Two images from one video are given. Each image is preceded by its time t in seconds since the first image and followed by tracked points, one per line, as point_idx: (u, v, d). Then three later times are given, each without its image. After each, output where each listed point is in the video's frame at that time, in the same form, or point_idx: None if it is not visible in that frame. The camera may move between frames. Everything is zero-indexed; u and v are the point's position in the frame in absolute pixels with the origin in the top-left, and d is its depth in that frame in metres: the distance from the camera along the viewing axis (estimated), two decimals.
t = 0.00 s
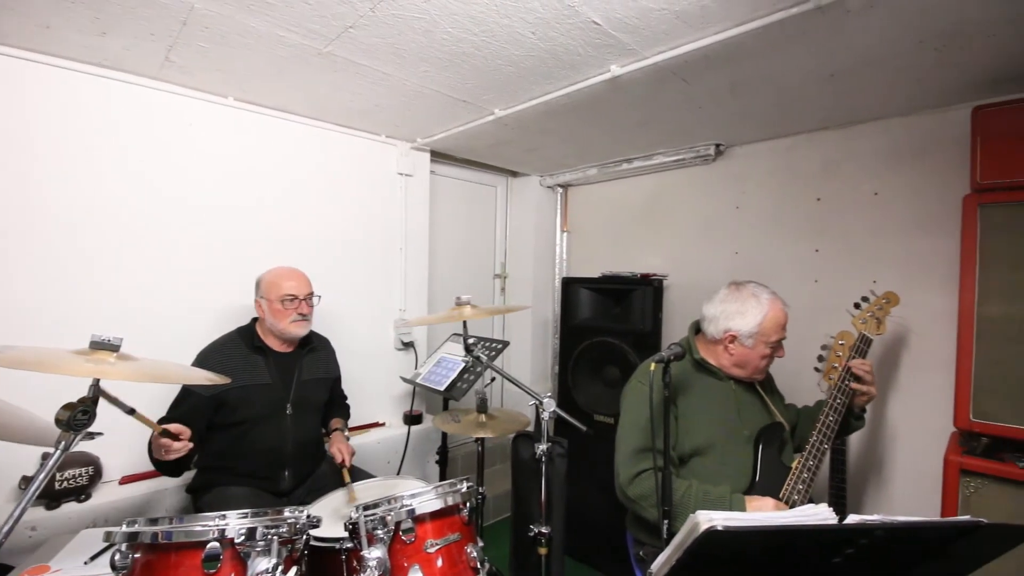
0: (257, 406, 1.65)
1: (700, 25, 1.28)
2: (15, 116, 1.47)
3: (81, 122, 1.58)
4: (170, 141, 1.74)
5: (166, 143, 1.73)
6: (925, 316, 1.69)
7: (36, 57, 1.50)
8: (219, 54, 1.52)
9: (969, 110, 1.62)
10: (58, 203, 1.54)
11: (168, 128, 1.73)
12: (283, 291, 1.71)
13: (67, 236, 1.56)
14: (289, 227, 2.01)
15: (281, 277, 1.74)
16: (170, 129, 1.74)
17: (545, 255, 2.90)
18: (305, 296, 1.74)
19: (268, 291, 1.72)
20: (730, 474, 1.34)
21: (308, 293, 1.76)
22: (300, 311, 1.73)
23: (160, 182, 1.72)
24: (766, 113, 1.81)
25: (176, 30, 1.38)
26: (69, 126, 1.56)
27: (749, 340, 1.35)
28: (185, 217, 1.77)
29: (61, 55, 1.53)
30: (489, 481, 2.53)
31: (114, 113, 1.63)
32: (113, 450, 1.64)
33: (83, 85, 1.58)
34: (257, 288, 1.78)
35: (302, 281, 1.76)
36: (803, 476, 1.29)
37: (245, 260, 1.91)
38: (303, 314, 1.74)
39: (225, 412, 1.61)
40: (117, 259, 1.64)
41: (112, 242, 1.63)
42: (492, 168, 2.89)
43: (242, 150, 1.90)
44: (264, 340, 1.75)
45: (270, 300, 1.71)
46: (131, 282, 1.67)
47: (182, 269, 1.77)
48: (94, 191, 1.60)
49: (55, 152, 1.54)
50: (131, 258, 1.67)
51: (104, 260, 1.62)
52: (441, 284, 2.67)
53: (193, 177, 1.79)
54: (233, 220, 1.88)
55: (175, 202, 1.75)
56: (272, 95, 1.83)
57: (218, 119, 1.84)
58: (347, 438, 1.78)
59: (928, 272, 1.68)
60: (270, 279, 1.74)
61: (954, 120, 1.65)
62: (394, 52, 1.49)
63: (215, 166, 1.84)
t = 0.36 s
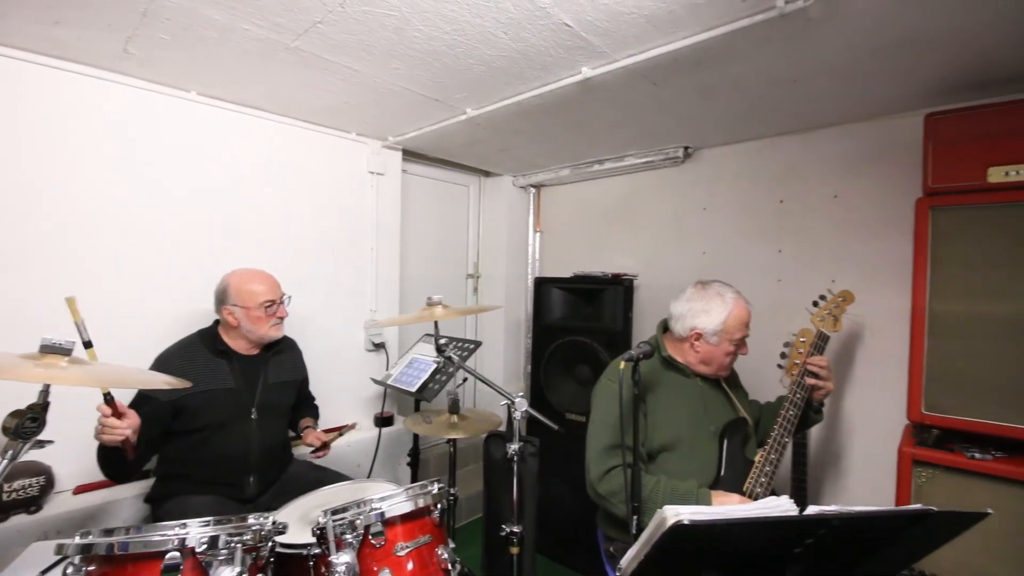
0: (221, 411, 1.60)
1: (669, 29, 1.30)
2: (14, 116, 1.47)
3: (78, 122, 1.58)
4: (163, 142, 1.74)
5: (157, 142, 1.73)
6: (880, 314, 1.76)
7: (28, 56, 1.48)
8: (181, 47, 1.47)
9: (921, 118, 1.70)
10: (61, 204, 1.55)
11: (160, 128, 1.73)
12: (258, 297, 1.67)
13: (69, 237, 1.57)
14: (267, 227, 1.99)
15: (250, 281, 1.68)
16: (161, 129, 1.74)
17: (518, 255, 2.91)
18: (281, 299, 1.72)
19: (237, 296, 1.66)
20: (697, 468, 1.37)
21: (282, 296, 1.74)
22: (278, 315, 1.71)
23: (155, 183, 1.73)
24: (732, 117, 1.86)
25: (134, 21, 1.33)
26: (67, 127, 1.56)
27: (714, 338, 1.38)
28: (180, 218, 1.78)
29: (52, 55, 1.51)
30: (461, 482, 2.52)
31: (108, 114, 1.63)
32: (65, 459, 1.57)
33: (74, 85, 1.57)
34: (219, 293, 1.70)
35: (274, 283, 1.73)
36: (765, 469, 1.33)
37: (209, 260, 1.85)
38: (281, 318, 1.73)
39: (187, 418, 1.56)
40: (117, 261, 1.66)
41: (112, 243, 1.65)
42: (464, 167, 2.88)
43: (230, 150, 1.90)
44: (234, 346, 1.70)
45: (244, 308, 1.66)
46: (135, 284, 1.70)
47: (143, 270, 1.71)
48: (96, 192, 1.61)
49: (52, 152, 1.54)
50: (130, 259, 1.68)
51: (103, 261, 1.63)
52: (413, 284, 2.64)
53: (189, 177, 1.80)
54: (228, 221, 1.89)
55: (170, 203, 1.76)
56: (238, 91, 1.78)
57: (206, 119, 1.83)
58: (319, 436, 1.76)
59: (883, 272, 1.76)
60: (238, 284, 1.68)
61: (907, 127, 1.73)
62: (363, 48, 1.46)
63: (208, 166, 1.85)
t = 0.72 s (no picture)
0: (180, 416, 1.55)
1: (635, 34, 1.33)
2: (14, 117, 1.48)
3: (75, 123, 1.59)
4: (152, 142, 1.74)
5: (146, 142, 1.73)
6: (834, 311, 1.84)
7: (21, 57, 1.48)
8: (135, 38, 1.41)
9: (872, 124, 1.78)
10: (64, 205, 1.57)
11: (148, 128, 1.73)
12: (202, 295, 1.60)
13: (68, 237, 1.58)
14: (239, 226, 1.96)
15: (203, 280, 1.63)
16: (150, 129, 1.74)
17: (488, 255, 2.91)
18: (227, 302, 1.63)
19: (188, 293, 1.61)
20: (663, 463, 1.40)
21: (231, 299, 1.65)
22: (220, 318, 1.62)
23: (149, 183, 1.74)
24: (697, 121, 1.91)
25: (83, 9, 1.27)
26: (65, 127, 1.57)
27: (678, 335, 1.42)
28: (173, 217, 1.79)
29: (43, 55, 1.51)
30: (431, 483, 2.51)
31: (100, 115, 1.64)
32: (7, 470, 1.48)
33: (66, 85, 1.57)
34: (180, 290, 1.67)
35: (225, 285, 1.65)
36: (727, 463, 1.37)
37: (167, 260, 1.78)
38: (224, 321, 1.63)
39: (142, 425, 1.50)
40: (117, 262, 1.68)
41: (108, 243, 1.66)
42: (434, 166, 2.85)
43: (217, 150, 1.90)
44: (183, 345, 1.64)
45: (189, 305, 1.60)
46: (105, 284, 1.65)
47: (97, 269, 1.63)
48: (94, 192, 1.63)
49: (49, 153, 1.55)
50: (127, 258, 1.69)
51: (99, 261, 1.64)
52: (382, 284, 2.61)
53: (180, 177, 1.81)
54: (219, 221, 1.90)
55: (163, 203, 1.77)
56: (197, 85, 1.72)
57: (189, 118, 1.83)
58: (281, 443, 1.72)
59: (837, 271, 1.84)
60: (191, 281, 1.63)
61: (859, 134, 1.81)
62: (329, 44, 1.44)
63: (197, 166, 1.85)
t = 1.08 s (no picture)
0: (143, 421, 1.50)
1: (607, 37, 1.34)
2: (13, 118, 1.49)
3: (64, 123, 1.58)
4: (140, 142, 1.74)
5: (132, 143, 1.72)
6: (800, 310, 1.89)
7: (9, 56, 1.47)
8: (93, 29, 1.36)
9: (834, 130, 1.84)
10: (56, 206, 1.57)
11: (131, 127, 1.72)
12: (175, 300, 1.55)
13: (72, 235, 1.60)
14: (208, 225, 1.91)
15: (170, 282, 1.58)
16: (134, 129, 1.73)
17: (463, 254, 2.90)
18: (201, 305, 1.61)
19: (154, 296, 1.56)
20: (635, 461, 1.43)
21: (204, 302, 1.63)
22: (196, 321, 1.59)
23: (139, 183, 1.74)
24: (669, 124, 1.95)
25: None
26: (52, 128, 1.56)
27: (650, 335, 1.44)
28: (161, 217, 1.79)
29: (32, 55, 1.50)
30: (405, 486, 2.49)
31: (88, 114, 1.63)
32: None
33: (53, 85, 1.56)
34: (138, 291, 1.60)
35: (197, 286, 1.62)
36: (698, 458, 1.40)
37: (129, 259, 1.72)
38: (199, 324, 1.61)
39: (101, 431, 1.44)
40: (100, 262, 1.66)
41: (94, 244, 1.65)
42: (407, 165, 2.83)
43: (202, 150, 1.90)
44: (149, 351, 1.58)
45: (160, 310, 1.55)
46: (63, 284, 1.59)
47: (54, 269, 1.57)
48: (82, 192, 1.62)
49: (40, 153, 1.54)
50: (118, 256, 1.69)
51: (84, 262, 1.63)
52: (354, 284, 2.57)
53: (167, 177, 1.81)
54: (203, 220, 1.89)
55: (150, 202, 1.76)
56: (161, 79, 1.67)
57: (170, 117, 1.81)
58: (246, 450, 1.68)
59: (802, 271, 1.90)
60: (156, 284, 1.57)
61: (822, 138, 1.87)
62: (298, 39, 1.41)
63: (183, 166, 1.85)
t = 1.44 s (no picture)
0: (103, 427, 1.44)
1: (581, 39, 1.35)
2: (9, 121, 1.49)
3: (43, 123, 1.56)
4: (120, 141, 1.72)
5: (104, 141, 1.68)
6: (767, 309, 1.95)
7: None
8: (48, 18, 1.29)
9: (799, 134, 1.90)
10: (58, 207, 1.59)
11: (105, 125, 1.68)
12: (144, 304, 1.51)
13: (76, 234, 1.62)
14: (176, 224, 1.85)
15: (137, 285, 1.52)
16: (107, 127, 1.69)
17: (438, 254, 2.89)
18: (169, 308, 1.57)
19: (119, 300, 1.49)
20: (608, 458, 1.44)
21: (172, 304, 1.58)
22: (164, 326, 1.55)
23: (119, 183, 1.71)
24: (642, 126, 1.98)
25: None
26: (33, 128, 1.54)
27: (623, 334, 1.46)
28: (137, 218, 1.76)
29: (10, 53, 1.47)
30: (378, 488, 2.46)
31: (61, 113, 1.59)
32: None
33: (25, 81, 1.52)
34: (98, 293, 1.52)
35: (164, 289, 1.57)
36: (669, 455, 1.43)
37: (90, 259, 1.65)
38: (168, 328, 1.56)
39: (57, 438, 1.38)
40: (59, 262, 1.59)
41: (64, 244, 1.60)
42: (381, 164, 2.79)
43: (178, 149, 1.86)
44: (113, 355, 1.52)
45: (126, 314, 1.49)
46: (17, 285, 1.52)
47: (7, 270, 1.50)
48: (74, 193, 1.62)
49: (23, 153, 1.52)
50: (107, 252, 1.69)
51: (52, 263, 1.58)
52: (326, 284, 2.53)
53: (141, 177, 1.77)
54: (172, 219, 1.84)
55: (125, 203, 1.73)
56: (122, 72, 1.61)
57: (143, 115, 1.77)
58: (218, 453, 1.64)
59: (769, 271, 1.95)
60: (121, 287, 1.51)
61: (788, 142, 1.93)
62: (268, 34, 1.37)
63: (159, 166, 1.81)
